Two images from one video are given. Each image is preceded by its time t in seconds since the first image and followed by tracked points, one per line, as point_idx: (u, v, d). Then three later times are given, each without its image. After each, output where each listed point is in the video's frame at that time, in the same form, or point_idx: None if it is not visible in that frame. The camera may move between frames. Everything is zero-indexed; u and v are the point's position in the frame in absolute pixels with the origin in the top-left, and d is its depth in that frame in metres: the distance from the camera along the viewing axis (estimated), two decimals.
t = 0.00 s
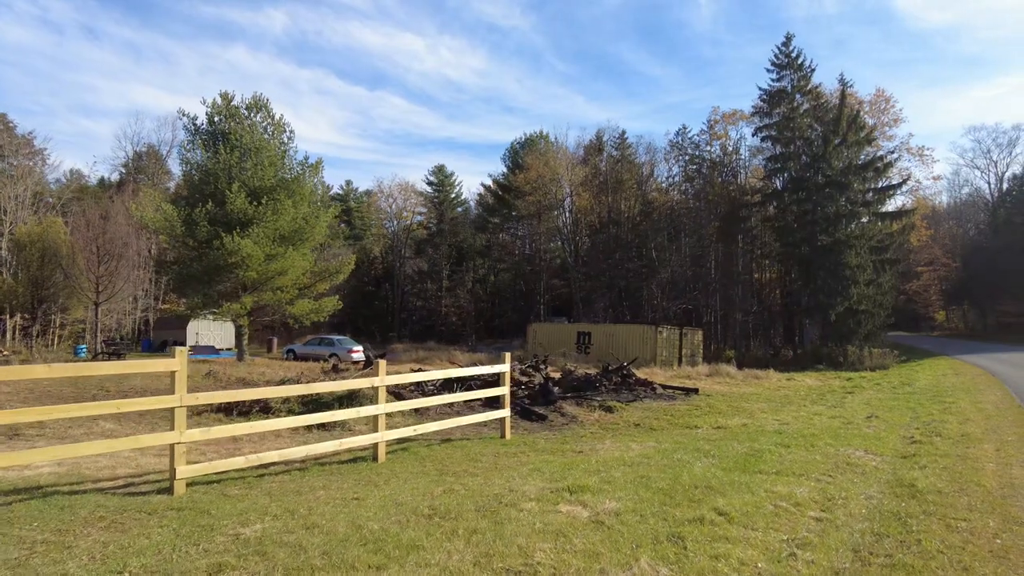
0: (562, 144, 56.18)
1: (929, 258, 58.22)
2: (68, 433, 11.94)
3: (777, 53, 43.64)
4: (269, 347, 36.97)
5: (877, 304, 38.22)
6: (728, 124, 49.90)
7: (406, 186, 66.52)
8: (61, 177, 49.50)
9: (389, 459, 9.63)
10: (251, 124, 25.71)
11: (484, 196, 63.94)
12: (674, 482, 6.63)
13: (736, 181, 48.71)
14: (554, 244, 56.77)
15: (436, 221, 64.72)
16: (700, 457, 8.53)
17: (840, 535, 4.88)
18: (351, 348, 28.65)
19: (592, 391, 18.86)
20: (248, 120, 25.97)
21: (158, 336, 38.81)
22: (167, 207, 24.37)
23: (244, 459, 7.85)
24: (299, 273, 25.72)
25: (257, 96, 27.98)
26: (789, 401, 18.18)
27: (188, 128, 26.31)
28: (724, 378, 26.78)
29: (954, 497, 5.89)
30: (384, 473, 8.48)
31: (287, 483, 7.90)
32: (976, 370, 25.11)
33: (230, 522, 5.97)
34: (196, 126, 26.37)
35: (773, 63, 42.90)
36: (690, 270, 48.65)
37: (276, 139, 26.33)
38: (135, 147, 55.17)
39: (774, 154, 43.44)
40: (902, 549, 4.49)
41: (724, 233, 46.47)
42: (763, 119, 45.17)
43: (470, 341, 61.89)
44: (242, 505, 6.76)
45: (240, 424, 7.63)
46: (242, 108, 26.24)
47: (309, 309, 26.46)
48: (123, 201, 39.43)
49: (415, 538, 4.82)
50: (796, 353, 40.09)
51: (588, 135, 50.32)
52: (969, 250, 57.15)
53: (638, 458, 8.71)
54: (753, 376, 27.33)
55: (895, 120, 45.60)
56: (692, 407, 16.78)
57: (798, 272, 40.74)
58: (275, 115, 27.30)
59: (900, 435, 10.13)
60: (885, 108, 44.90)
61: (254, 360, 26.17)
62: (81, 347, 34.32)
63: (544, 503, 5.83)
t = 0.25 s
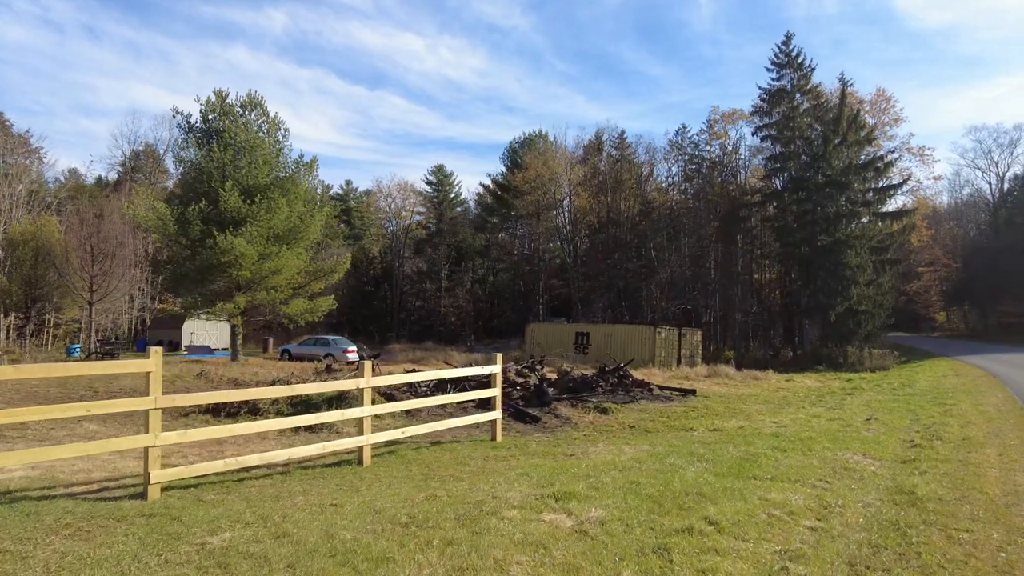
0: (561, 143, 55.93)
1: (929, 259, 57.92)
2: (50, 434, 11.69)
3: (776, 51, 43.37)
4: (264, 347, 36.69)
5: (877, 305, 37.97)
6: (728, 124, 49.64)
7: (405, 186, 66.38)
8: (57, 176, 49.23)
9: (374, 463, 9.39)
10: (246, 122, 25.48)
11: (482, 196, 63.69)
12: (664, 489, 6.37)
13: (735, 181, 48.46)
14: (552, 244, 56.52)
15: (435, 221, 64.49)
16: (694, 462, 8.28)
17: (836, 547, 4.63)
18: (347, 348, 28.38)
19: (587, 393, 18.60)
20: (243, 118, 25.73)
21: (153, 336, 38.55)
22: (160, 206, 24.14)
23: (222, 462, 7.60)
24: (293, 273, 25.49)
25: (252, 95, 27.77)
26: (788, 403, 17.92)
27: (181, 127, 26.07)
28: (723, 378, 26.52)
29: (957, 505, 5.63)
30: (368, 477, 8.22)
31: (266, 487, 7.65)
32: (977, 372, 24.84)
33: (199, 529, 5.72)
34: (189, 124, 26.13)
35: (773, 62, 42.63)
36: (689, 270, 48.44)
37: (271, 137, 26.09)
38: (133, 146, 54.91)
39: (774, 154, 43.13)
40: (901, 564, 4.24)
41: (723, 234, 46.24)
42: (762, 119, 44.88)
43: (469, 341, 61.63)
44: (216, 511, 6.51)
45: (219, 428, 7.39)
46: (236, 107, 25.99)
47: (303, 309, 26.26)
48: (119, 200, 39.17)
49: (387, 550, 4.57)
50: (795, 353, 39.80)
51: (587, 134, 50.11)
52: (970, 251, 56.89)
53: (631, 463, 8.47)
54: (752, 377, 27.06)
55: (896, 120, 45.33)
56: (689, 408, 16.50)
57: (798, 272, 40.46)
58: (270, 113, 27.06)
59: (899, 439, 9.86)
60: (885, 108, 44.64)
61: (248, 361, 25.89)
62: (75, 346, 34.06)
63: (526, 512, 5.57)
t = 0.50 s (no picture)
0: (560, 141, 55.67)
1: (929, 257, 57.68)
2: (32, 435, 11.48)
3: (776, 48, 43.07)
4: (260, 346, 36.48)
5: (877, 303, 37.75)
6: (727, 121, 49.38)
7: (404, 184, 66.23)
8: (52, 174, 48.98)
9: (359, 465, 9.19)
10: (240, 119, 25.25)
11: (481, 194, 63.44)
12: (651, 494, 6.17)
13: (734, 179, 48.24)
14: (551, 242, 56.27)
15: (434, 219, 64.27)
16: (684, 464, 8.07)
17: (826, 557, 4.43)
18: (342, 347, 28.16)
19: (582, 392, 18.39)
20: (236, 115, 25.50)
21: (149, 334, 38.34)
22: (153, 204, 23.95)
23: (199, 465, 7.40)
24: (287, 271, 25.31)
25: (246, 91, 27.54)
26: (785, 402, 17.70)
27: (174, 124, 25.85)
28: (720, 378, 26.31)
29: (953, 512, 5.43)
30: (350, 480, 8.03)
31: (244, 491, 7.45)
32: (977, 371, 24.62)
33: (167, 536, 5.52)
34: (182, 121, 25.88)
35: (773, 59, 42.33)
36: (687, 269, 48.33)
37: (265, 134, 25.87)
38: (129, 144, 54.64)
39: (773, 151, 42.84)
40: None
41: (722, 232, 46.03)
42: (762, 116, 44.60)
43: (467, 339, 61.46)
44: (188, 516, 6.30)
45: (195, 430, 7.19)
46: (230, 103, 25.75)
47: (297, 307, 26.08)
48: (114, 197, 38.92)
49: (355, 561, 4.36)
50: (794, 352, 39.58)
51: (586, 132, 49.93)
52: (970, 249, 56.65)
53: (620, 465, 8.27)
54: (750, 376, 26.84)
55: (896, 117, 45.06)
56: (685, 408, 16.29)
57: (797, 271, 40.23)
58: (264, 110, 26.81)
59: (896, 440, 9.65)
60: (885, 105, 44.38)
61: (242, 359, 25.70)
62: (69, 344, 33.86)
63: (505, 518, 5.37)
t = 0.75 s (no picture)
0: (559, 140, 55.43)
1: (929, 257, 57.39)
2: (11, 437, 11.25)
3: (774, 47, 42.80)
4: (255, 346, 36.23)
5: (876, 303, 37.50)
6: (725, 120, 49.13)
7: (403, 184, 66.01)
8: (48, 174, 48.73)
9: (341, 468, 8.95)
10: (233, 118, 25.03)
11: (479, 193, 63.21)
12: (636, 500, 5.91)
13: (733, 178, 47.98)
14: (549, 242, 56.02)
15: (432, 219, 64.03)
16: (674, 467, 7.83)
17: (814, 567, 4.20)
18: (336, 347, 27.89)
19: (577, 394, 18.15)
20: (229, 113, 25.26)
21: (143, 335, 38.09)
22: (145, 204, 23.73)
23: (171, 469, 7.16)
24: (280, 271, 25.08)
25: (239, 90, 27.30)
26: (782, 403, 17.47)
27: (166, 122, 25.61)
28: (718, 378, 26.05)
29: (951, 520, 5.18)
30: (329, 485, 7.80)
31: (218, 496, 7.22)
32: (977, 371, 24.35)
33: (127, 544, 5.28)
34: (175, 120, 25.64)
35: (771, 57, 42.05)
36: (686, 268, 48.08)
37: (258, 133, 25.66)
38: (126, 144, 54.37)
39: (772, 150, 42.55)
40: None
41: (721, 231, 45.79)
42: (761, 115, 44.32)
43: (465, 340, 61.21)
44: (155, 522, 6.06)
45: (168, 433, 6.95)
46: (223, 101, 25.50)
47: (291, 307, 25.88)
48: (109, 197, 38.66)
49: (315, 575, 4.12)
50: (793, 352, 39.27)
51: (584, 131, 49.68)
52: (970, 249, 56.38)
53: (609, 468, 8.03)
54: (748, 376, 26.60)
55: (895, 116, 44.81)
56: (680, 409, 16.03)
57: (796, 270, 39.95)
58: (257, 109, 26.58)
59: (893, 443, 9.40)
60: (885, 104, 44.12)
61: (235, 360, 25.47)
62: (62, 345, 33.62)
63: (481, 525, 5.13)
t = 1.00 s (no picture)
0: (557, 140, 55.17)
1: (929, 256, 57.15)
2: None
3: (774, 45, 42.51)
4: (251, 347, 35.99)
5: (876, 303, 37.24)
6: (725, 119, 48.86)
7: (401, 184, 65.78)
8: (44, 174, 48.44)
9: (324, 474, 8.70)
10: (226, 117, 24.81)
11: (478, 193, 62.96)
12: (621, 509, 5.67)
13: (733, 177, 47.70)
14: (548, 242, 55.76)
15: (431, 219, 63.78)
16: (665, 474, 7.58)
17: None
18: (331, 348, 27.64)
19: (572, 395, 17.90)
20: (222, 112, 25.03)
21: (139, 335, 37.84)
22: (137, 204, 23.50)
23: (145, 477, 6.92)
24: (274, 271, 24.86)
25: (233, 89, 27.05)
26: (780, 405, 17.21)
27: (159, 121, 25.36)
28: (717, 379, 25.78)
29: (950, 533, 4.93)
30: (309, 493, 7.55)
31: (193, 505, 6.97)
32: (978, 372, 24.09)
33: (87, 558, 5.03)
34: (168, 119, 25.40)
35: (770, 56, 41.76)
36: (686, 268, 47.80)
37: (252, 132, 25.44)
38: (123, 144, 54.07)
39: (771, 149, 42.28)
40: None
41: (720, 231, 45.51)
42: (760, 114, 44.03)
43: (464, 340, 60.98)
44: (121, 533, 5.82)
45: (139, 439, 6.71)
46: (217, 101, 25.29)
47: (285, 308, 25.68)
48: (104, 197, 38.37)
49: None
50: (793, 352, 38.96)
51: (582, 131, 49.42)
52: (972, 249, 56.10)
53: (598, 475, 7.78)
54: (747, 377, 26.35)
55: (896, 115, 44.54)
56: (676, 412, 15.77)
57: (795, 270, 39.65)
58: (251, 108, 26.36)
59: (892, 447, 9.14)
60: (885, 103, 43.85)
61: (228, 361, 25.23)
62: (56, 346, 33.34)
63: (457, 539, 4.89)
